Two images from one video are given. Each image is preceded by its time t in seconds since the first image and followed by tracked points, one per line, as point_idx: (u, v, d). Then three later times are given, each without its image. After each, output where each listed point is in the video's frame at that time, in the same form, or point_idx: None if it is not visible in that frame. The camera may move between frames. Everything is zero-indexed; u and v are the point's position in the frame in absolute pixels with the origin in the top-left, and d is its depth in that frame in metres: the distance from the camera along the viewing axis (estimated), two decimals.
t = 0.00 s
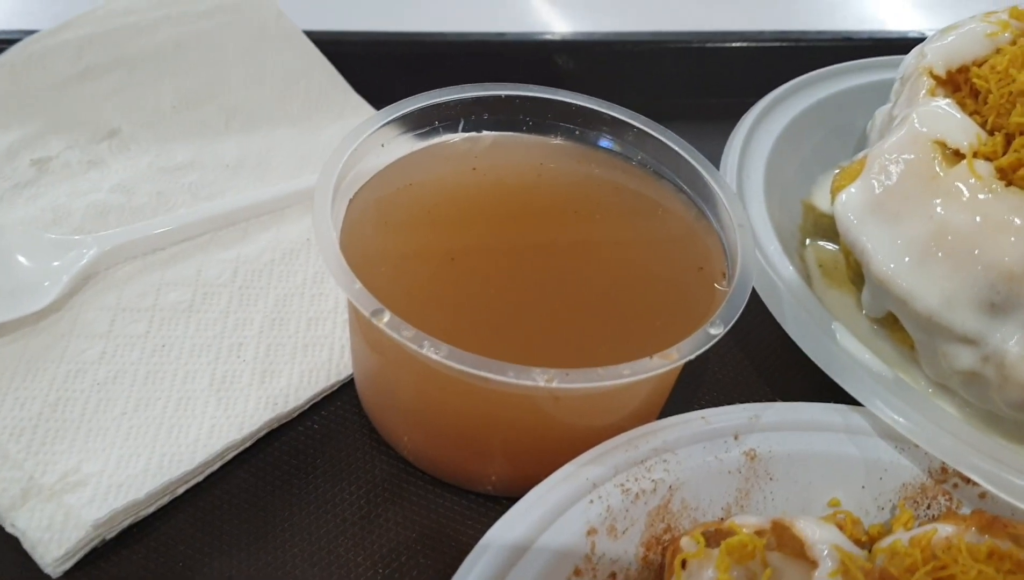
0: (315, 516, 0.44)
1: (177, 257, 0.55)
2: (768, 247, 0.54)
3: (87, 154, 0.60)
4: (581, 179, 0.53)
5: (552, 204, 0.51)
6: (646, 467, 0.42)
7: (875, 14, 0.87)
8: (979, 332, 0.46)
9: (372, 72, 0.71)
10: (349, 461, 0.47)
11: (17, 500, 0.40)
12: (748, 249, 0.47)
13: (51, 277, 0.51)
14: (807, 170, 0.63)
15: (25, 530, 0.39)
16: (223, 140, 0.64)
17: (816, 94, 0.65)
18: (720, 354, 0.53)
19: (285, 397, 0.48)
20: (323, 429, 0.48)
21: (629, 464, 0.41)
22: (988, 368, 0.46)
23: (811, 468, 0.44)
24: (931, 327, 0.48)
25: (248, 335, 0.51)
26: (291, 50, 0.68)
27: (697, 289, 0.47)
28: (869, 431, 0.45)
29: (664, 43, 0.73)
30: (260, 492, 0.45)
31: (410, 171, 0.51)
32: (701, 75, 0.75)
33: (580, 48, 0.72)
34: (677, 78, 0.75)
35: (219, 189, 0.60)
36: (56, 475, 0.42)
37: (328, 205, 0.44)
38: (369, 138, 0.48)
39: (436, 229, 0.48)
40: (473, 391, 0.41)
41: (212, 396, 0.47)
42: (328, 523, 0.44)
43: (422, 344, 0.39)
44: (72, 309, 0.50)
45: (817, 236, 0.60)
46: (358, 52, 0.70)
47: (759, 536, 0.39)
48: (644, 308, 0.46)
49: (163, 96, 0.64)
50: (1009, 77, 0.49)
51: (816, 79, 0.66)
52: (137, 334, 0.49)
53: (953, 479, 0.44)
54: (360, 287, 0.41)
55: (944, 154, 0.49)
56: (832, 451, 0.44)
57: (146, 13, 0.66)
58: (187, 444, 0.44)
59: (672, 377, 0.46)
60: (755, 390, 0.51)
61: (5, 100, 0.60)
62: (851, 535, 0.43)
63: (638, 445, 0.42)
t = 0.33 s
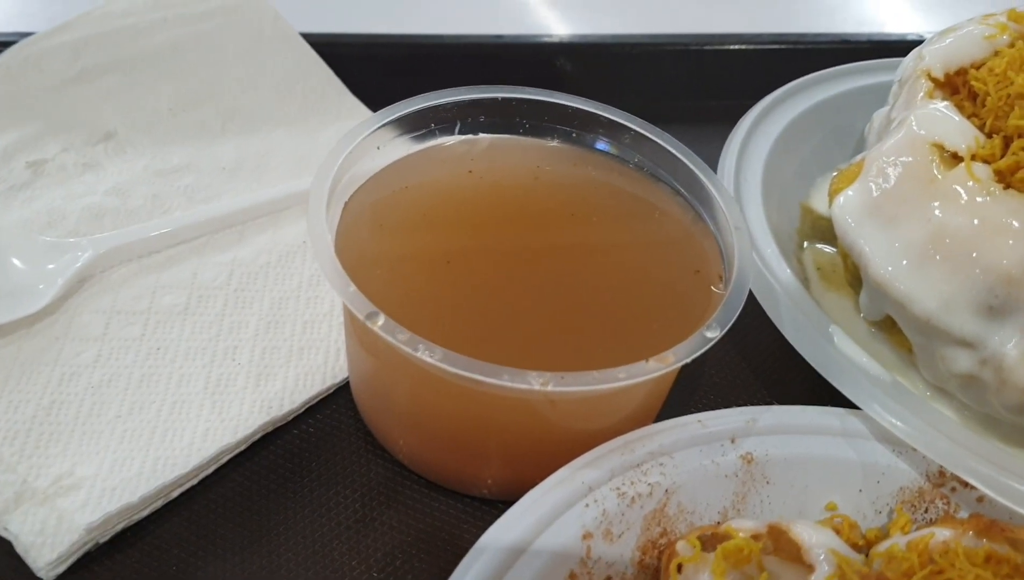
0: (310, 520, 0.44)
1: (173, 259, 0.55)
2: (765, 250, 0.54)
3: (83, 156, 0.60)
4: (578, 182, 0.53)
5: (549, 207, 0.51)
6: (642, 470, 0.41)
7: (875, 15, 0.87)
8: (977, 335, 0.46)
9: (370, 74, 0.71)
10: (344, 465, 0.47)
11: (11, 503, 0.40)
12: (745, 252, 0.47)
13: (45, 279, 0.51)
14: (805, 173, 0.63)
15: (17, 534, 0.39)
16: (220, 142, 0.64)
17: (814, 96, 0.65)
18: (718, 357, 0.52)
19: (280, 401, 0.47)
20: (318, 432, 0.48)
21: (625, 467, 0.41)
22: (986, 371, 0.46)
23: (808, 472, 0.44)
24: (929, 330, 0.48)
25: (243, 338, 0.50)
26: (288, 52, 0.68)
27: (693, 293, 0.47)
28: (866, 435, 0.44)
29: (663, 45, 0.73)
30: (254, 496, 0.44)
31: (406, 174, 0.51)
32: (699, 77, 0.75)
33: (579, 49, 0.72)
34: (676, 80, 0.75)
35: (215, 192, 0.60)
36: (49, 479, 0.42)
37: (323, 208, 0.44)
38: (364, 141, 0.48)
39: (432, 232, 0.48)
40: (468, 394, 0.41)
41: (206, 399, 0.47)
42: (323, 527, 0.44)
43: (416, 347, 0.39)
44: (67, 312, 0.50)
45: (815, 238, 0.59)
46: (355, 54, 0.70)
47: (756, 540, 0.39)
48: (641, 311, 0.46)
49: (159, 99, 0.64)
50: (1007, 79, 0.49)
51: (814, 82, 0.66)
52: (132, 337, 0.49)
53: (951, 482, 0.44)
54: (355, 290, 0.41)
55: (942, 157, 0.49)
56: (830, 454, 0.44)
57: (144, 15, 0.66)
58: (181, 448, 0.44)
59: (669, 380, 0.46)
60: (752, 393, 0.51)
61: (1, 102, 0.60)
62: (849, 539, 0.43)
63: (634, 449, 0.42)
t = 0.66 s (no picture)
0: (306, 521, 0.44)
1: (170, 260, 0.54)
2: (763, 250, 0.54)
3: (80, 156, 0.60)
4: (576, 182, 0.53)
5: (547, 207, 0.51)
6: (639, 471, 0.41)
7: (874, 15, 0.87)
8: (975, 336, 0.46)
9: (368, 74, 0.71)
10: (341, 465, 0.47)
11: (6, 504, 0.40)
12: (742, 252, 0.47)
13: (42, 280, 0.51)
14: (804, 173, 0.63)
15: (13, 534, 0.39)
16: (218, 143, 0.64)
17: (812, 96, 0.65)
18: (715, 358, 0.52)
19: (277, 401, 0.47)
20: (315, 432, 0.48)
21: (621, 468, 0.41)
22: (984, 371, 0.46)
23: (806, 472, 0.44)
24: (927, 331, 0.48)
25: (240, 338, 0.50)
26: (287, 52, 0.68)
27: (691, 293, 0.47)
28: (864, 436, 0.44)
29: (663, 44, 0.73)
30: (251, 497, 0.44)
31: (404, 174, 0.51)
32: (698, 77, 0.75)
33: (577, 49, 0.72)
34: (675, 80, 0.75)
35: (213, 192, 0.60)
36: (45, 479, 0.42)
37: (319, 208, 0.44)
38: (361, 141, 0.48)
39: (429, 233, 0.48)
40: (464, 395, 0.41)
41: (203, 400, 0.47)
42: (319, 528, 0.44)
43: (412, 347, 0.39)
44: (63, 312, 0.50)
45: (814, 238, 0.59)
46: (354, 54, 0.70)
47: (753, 541, 0.39)
48: (639, 312, 0.46)
49: (157, 99, 0.64)
50: (1006, 79, 0.49)
51: (813, 82, 0.66)
52: (129, 337, 0.49)
53: (948, 483, 0.44)
54: (351, 290, 0.41)
55: (940, 157, 0.49)
56: (827, 455, 0.44)
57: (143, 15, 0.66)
58: (177, 449, 0.44)
59: (666, 381, 0.46)
60: (749, 394, 0.50)
61: None
62: (845, 540, 0.42)
63: (631, 449, 0.42)
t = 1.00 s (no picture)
0: (301, 521, 0.44)
1: (166, 260, 0.54)
2: (759, 251, 0.54)
3: (76, 156, 0.60)
4: (572, 182, 0.53)
5: (542, 208, 0.51)
6: (634, 471, 0.41)
7: (872, 15, 0.87)
8: (971, 336, 0.46)
9: (365, 74, 0.71)
10: (336, 465, 0.47)
11: None
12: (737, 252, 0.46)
13: (37, 280, 0.51)
14: (801, 173, 0.63)
15: (6, 534, 0.39)
16: (214, 143, 0.64)
17: (810, 96, 0.65)
18: (712, 358, 0.52)
19: (271, 401, 0.47)
20: (310, 433, 0.48)
21: (616, 468, 0.41)
22: (979, 371, 0.46)
23: (801, 472, 0.44)
24: (923, 331, 0.47)
25: (235, 338, 0.50)
26: (283, 52, 0.68)
27: (686, 293, 0.46)
28: (859, 436, 0.44)
29: (660, 44, 0.73)
30: (245, 497, 0.44)
31: (399, 174, 0.51)
32: (696, 77, 0.75)
33: (575, 49, 0.72)
34: (672, 80, 0.74)
35: (209, 192, 0.60)
36: (39, 479, 0.42)
37: (314, 207, 0.44)
38: (356, 141, 0.48)
39: (425, 233, 0.48)
40: (458, 395, 0.41)
41: (197, 400, 0.47)
42: (314, 528, 0.44)
43: (406, 347, 0.39)
44: (58, 312, 0.50)
45: (811, 238, 0.59)
46: (350, 54, 0.70)
47: (747, 542, 0.39)
48: (635, 312, 0.46)
49: (153, 99, 0.64)
50: (1003, 79, 0.49)
51: (810, 81, 0.66)
52: (124, 338, 0.49)
53: (944, 483, 0.44)
54: (345, 290, 0.40)
55: (937, 157, 0.49)
56: (822, 455, 0.43)
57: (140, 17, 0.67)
58: (171, 449, 0.44)
59: (661, 381, 0.45)
60: (745, 394, 0.50)
61: None
62: (841, 540, 0.42)
63: (626, 449, 0.42)
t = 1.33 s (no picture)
0: (293, 519, 0.44)
1: (160, 257, 0.55)
2: (754, 249, 0.54)
3: (70, 155, 0.60)
4: (566, 181, 0.53)
5: (536, 207, 0.51)
6: (626, 470, 0.41)
7: (868, 14, 0.87)
8: (965, 335, 0.46)
9: (360, 74, 0.71)
10: (328, 464, 0.47)
11: None
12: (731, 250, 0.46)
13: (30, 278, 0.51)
14: (795, 172, 0.63)
15: None
16: (208, 142, 0.64)
17: (805, 95, 0.65)
18: (705, 357, 0.52)
19: (264, 400, 0.47)
20: (302, 431, 0.48)
21: (608, 467, 0.41)
22: (973, 370, 0.46)
23: (793, 471, 0.43)
24: (917, 330, 0.47)
25: (228, 337, 0.50)
26: (278, 52, 0.68)
27: (679, 293, 0.46)
28: (852, 435, 0.44)
29: (655, 44, 0.73)
30: (237, 495, 0.44)
31: (393, 174, 0.51)
32: (691, 77, 0.75)
33: (570, 48, 0.72)
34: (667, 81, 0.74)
35: (203, 191, 0.60)
36: (31, 478, 0.42)
37: (306, 205, 0.44)
38: (350, 140, 0.48)
39: (418, 233, 0.48)
40: (450, 394, 0.41)
41: (190, 399, 0.47)
42: (305, 526, 0.44)
43: (398, 346, 0.39)
44: (52, 312, 0.50)
45: (805, 237, 0.59)
46: (344, 53, 0.70)
47: (740, 541, 0.39)
48: (628, 311, 0.46)
49: (147, 99, 0.64)
50: (997, 77, 0.49)
51: (806, 80, 0.66)
52: (118, 337, 0.49)
53: (936, 482, 0.44)
54: (336, 288, 0.40)
55: (931, 156, 0.49)
56: (815, 454, 0.43)
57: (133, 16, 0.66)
58: (164, 447, 0.44)
59: (654, 380, 0.45)
60: (739, 393, 0.50)
61: None
62: (833, 539, 0.42)
63: (619, 448, 0.42)
